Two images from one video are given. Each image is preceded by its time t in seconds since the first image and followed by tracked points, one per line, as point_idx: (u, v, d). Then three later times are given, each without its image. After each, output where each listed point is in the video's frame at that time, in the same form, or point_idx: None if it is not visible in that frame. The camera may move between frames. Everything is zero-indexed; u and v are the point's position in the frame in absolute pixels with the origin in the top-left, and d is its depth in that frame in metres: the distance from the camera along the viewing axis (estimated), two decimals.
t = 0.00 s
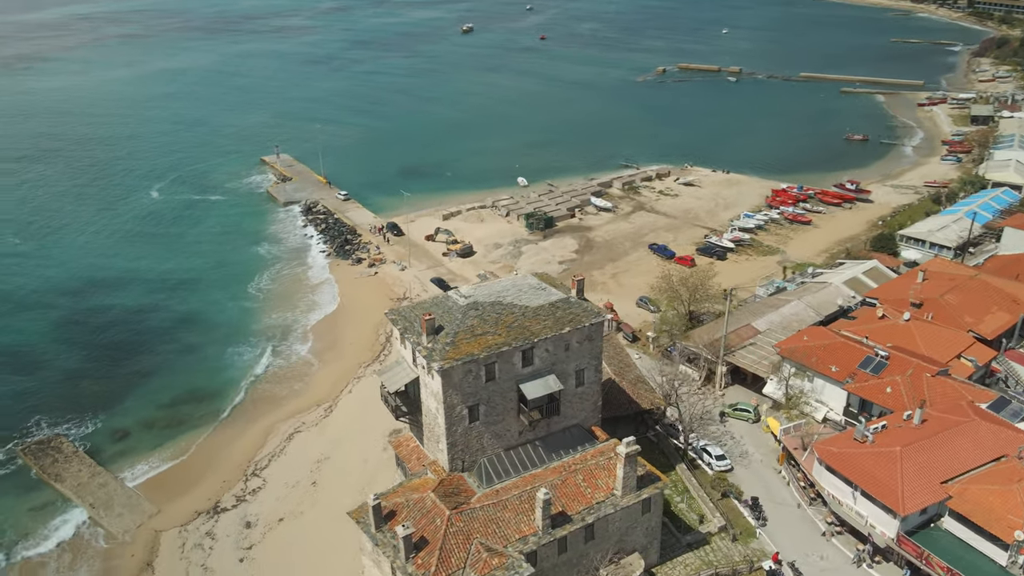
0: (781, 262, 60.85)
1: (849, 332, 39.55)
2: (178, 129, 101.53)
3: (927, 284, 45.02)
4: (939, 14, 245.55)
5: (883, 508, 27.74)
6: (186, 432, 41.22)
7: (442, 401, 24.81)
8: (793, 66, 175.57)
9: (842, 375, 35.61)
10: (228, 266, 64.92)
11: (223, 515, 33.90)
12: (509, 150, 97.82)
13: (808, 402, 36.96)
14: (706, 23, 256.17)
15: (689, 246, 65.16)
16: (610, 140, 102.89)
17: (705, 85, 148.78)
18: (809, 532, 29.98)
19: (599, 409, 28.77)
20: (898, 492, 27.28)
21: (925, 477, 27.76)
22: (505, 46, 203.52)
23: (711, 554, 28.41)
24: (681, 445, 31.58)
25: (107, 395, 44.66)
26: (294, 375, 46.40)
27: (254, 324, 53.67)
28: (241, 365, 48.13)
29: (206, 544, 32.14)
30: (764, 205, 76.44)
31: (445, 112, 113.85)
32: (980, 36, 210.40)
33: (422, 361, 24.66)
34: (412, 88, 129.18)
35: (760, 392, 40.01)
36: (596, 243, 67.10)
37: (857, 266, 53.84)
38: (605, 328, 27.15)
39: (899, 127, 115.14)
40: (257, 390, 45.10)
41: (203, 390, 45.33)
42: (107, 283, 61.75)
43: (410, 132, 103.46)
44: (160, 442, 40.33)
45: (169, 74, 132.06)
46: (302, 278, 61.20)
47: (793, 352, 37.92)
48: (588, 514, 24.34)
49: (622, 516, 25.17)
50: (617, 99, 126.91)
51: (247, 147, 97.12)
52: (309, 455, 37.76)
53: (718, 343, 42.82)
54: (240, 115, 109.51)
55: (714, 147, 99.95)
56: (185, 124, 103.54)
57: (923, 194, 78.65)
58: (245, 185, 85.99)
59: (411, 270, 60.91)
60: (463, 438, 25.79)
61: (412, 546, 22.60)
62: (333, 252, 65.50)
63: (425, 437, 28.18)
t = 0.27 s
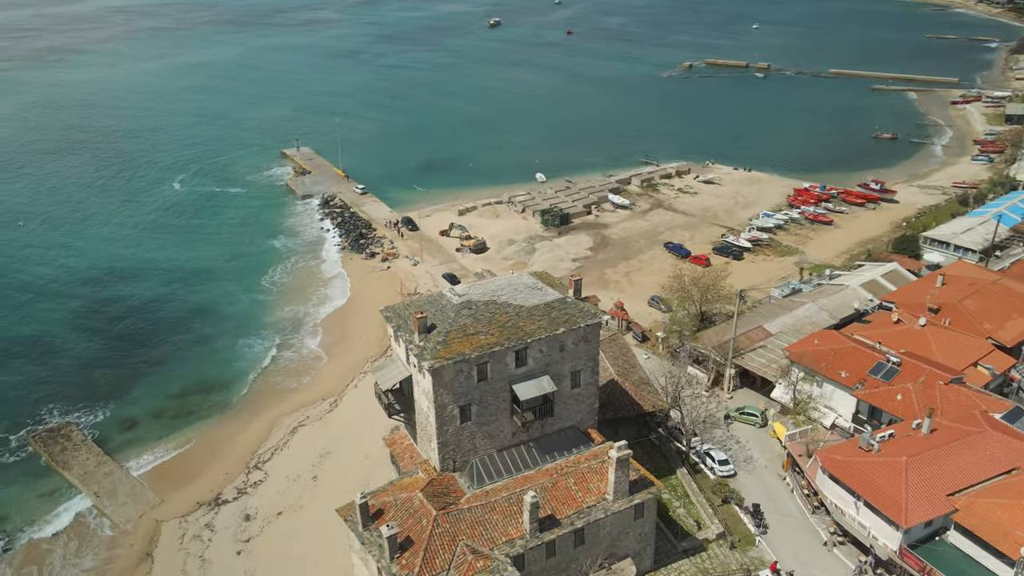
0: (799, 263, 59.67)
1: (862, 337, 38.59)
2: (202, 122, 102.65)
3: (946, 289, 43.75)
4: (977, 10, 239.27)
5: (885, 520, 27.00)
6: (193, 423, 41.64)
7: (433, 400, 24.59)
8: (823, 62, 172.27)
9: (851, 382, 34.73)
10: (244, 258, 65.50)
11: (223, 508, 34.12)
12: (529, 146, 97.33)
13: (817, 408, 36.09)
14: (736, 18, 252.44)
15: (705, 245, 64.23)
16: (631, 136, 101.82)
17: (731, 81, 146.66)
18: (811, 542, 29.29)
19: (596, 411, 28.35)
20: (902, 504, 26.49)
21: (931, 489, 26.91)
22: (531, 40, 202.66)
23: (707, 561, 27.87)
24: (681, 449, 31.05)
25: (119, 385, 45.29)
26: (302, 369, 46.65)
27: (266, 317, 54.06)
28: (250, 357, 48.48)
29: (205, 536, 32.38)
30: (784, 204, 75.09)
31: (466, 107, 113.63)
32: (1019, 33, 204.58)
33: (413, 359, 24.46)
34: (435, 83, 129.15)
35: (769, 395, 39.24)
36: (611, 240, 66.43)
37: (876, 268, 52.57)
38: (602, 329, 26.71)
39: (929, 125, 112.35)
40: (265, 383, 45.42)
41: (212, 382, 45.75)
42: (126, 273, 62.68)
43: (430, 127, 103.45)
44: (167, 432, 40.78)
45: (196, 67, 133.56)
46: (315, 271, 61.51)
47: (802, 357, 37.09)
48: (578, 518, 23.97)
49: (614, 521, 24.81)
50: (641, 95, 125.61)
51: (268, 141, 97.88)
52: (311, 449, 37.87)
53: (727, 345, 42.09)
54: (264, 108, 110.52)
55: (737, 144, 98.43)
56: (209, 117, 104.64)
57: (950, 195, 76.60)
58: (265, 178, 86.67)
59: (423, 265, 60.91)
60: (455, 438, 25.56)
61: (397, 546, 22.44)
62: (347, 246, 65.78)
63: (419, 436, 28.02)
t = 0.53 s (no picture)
0: (817, 265, 58.46)
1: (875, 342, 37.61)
2: (226, 115, 103.73)
3: (967, 295, 42.46)
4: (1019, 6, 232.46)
5: (888, 532, 26.25)
6: (200, 414, 42.08)
7: (424, 399, 24.41)
8: (856, 59, 168.73)
9: (861, 388, 33.86)
10: (260, 251, 66.07)
11: (224, 499, 34.39)
12: (549, 142, 96.75)
13: (825, 414, 35.38)
14: (768, 12, 248.29)
15: (722, 245, 63.24)
16: (653, 133, 100.68)
17: (759, 78, 144.34)
18: (811, 551, 28.61)
19: (593, 413, 27.95)
20: (905, 516, 25.73)
21: (936, 501, 26.09)
22: (557, 35, 201.53)
23: (702, 568, 27.39)
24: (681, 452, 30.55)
25: (131, 375, 45.97)
26: (310, 363, 46.89)
27: (278, 309, 54.45)
28: (260, 349, 48.85)
29: (204, 527, 32.65)
30: (806, 204, 73.66)
31: (488, 102, 113.31)
32: None
33: (404, 357, 24.27)
34: (458, 77, 128.96)
35: (778, 400, 38.47)
36: (626, 238, 65.76)
37: (896, 271, 51.29)
38: (598, 330, 26.30)
39: (963, 124, 109.41)
40: (273, 376, 45.74)
41: (222, 373, 46.18)
42: (145, 263, 63.58)
43: (451, 121, 103.37)
44: (174, 422, 41.26)
45: (223, 61, 135.01)
46: (329, 265, 61.79)
47: (812, 361, 36.28)
48: (568, 522, 23.62)
49: (605, 525, 24.43)
50: (666, 91, 124.13)
51: (290, 134, 98.60)
52: (314, 443, 37.99)
53: (736, 347, 41.35)
54: (287, 102, 111.39)
55: (760, 142, 96.84)
56: (233, 110, 105.71)
57: (980, 196, 74.49)
58: (285, 171, 87.33)
59: (436, 261, 60.87)
60: (446, 437, 25.37)
61: (382, 545, 22.33)
62: (362, 240, 66.02)
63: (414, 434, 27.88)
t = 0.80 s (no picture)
0: (836, 266, 57.26)
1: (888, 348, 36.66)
2: (250, 108, 104.76)
3: (987, 300, 41.17)
4: None
5: (889, 544, 25.55)
6: (208, 405, 42.51)
7: (414, 398, 24.26)
8: (889, 55, 164.98)
9: (870, 395, 32.99)
10: (277, 244, 66.62)
11: (225, 491, 34.68)
12: (569, 137, 96.16)
13: (834, 420, 34.60)
14: (800, 7, 243.89)
15: (740, 244, 62.20)
16: (675, 130, 99.49)
17: (787, 74, 141.88)
18: (811, 560, 27.98)
19: (589, 415, 27.58)
20: (906, 529, 25.02)
21: (941, 514, 25.30)
22: (584, 29, 200.06)
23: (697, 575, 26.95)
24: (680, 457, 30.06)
25: (144, 364, 46.66)
26: (318, 356, 47.10)
27: (291, 301, 54.85)
28: (271, 341, 49.23)
29: (204, 518, 32.96)
30: (828, 203, 72.19)
31: (510, 97, 112.87)
32: None
33: (395, 355, 24.10)
34: (481, 71, 128.63)
35: (786, 404, 37.68)
36: (642, 236, 64.99)
37: (916, 273, 49.95)
38: (594, 331, 25.93)
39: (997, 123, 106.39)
40: (282, 368, 46.05)
41: (231, 364, 46.66)
42: (163, 254, 64.42)
43: (471, 116, 103.19)
44: (182, 412, 41.74)
45: (249, 54, 136.25)
46: (343, 258, 62.08)
47: (821, 366, 35.46)
48: (556, 525, 23.30)
49: (595, 530, 24.08)
50: (691, 86, 122.53)
51: (312, 127, 99.21)
52: (317, 437, 38.12)
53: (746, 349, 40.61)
54: (311, 95, 112.05)
55: (785, 140, 95.16)
56: (257, 103, 106.68)
57: (1010, 198, 72.34)
58: (305, 164, 87.93)
59: (449, 256, 60.81)
60: (438, 436, 25.20)
61: (368, 543, 22.22)
62: (376, 234, 66.24)
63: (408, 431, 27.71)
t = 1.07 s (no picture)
0: (856, 268, 56.00)
1: (902, 354, 35.66)
2: (273, 101, 105.61)
3: (1009, 307, 39.89)
4: None
5: (890, 557, 24.82)
6: (217, 395, 42.93)
7: (405, 396, 24.12)
8: (923, 52, 161.14)
9: (879, 402, 32.12)
10: (294, 237, 67.11)
11: (227, 482, 34.97)
12: (591, 133, 95.42)
13: (842, 427, 33.81)
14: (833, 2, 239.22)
15: (758, 244, 61.15)
16: (698, 126, 98.18)
17: (817, 71, 139.25)
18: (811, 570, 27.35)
19: (585, 416, 27.21)
20: (909, 542, 24.28)
21: (945, 527, 24.50)
22: (611, 23, 198.39)
23: None
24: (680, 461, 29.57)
25: (157, 353, 47.27)
26: (327, 350, 47.26)
27: (304, 294, 55.20)
28: (282, 334, 49.57)
29: (205, 509, 33.26)
30: (852, 203, 70.67)
31: (532, 92, 112.28)
32: None
33: (386, 353, 23.98)
34: (505, 65, 128.19)
35: (795, 409, 36.90)
36: (658, 234, 64.19)
37: (938, 277, 48.64)
38: (590, 332, 25.53)
39: None
40: (291, 361, 46.31)
41: (241, 355, 47.07)
42: (182, 244, 65.19)
43: (492, 110, 102.91)
44: (191, 402, 42.21)
45: (276, 47, 137.30)
46: (358, 252, 62.33)
47: (830, 371, 34.63)
48: (545, 528, 23.02)
49: (585, 534, 23.77)
50: (717, 82, 120.80)
51: (334, 121, 99.75)
52: (320, 431, 38.22)
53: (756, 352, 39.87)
54: (334, 88, 112.60)
55: (811, 138, 93.39)
56: (281, 96, 107.51)
57: None
58: (326, 157, 88.46)
59: (462, 251, 60.72)
60: (429, 435, 25.04)
61: (354, 541, 22.18)
62: (392, 229, 66.38)
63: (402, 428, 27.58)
